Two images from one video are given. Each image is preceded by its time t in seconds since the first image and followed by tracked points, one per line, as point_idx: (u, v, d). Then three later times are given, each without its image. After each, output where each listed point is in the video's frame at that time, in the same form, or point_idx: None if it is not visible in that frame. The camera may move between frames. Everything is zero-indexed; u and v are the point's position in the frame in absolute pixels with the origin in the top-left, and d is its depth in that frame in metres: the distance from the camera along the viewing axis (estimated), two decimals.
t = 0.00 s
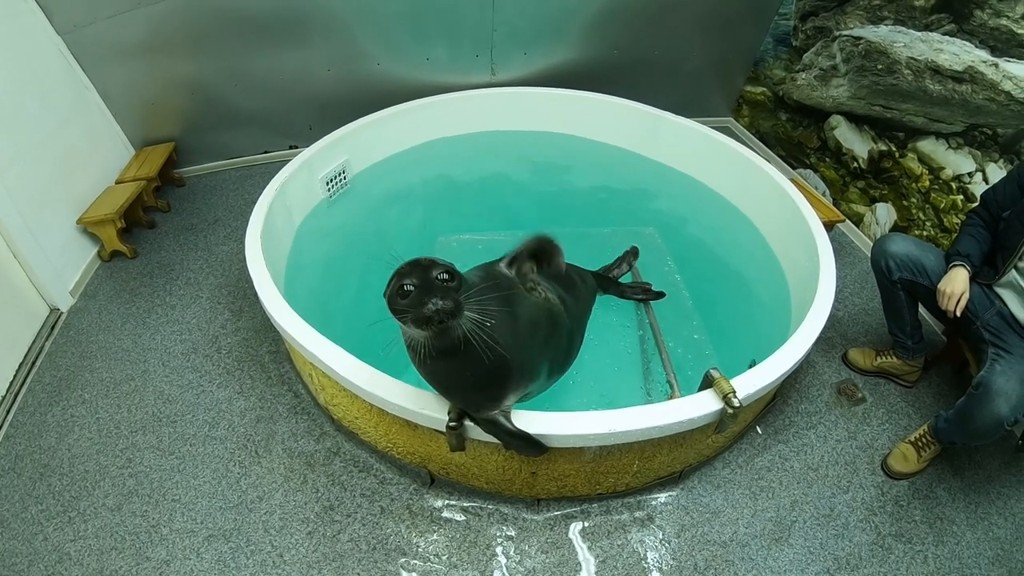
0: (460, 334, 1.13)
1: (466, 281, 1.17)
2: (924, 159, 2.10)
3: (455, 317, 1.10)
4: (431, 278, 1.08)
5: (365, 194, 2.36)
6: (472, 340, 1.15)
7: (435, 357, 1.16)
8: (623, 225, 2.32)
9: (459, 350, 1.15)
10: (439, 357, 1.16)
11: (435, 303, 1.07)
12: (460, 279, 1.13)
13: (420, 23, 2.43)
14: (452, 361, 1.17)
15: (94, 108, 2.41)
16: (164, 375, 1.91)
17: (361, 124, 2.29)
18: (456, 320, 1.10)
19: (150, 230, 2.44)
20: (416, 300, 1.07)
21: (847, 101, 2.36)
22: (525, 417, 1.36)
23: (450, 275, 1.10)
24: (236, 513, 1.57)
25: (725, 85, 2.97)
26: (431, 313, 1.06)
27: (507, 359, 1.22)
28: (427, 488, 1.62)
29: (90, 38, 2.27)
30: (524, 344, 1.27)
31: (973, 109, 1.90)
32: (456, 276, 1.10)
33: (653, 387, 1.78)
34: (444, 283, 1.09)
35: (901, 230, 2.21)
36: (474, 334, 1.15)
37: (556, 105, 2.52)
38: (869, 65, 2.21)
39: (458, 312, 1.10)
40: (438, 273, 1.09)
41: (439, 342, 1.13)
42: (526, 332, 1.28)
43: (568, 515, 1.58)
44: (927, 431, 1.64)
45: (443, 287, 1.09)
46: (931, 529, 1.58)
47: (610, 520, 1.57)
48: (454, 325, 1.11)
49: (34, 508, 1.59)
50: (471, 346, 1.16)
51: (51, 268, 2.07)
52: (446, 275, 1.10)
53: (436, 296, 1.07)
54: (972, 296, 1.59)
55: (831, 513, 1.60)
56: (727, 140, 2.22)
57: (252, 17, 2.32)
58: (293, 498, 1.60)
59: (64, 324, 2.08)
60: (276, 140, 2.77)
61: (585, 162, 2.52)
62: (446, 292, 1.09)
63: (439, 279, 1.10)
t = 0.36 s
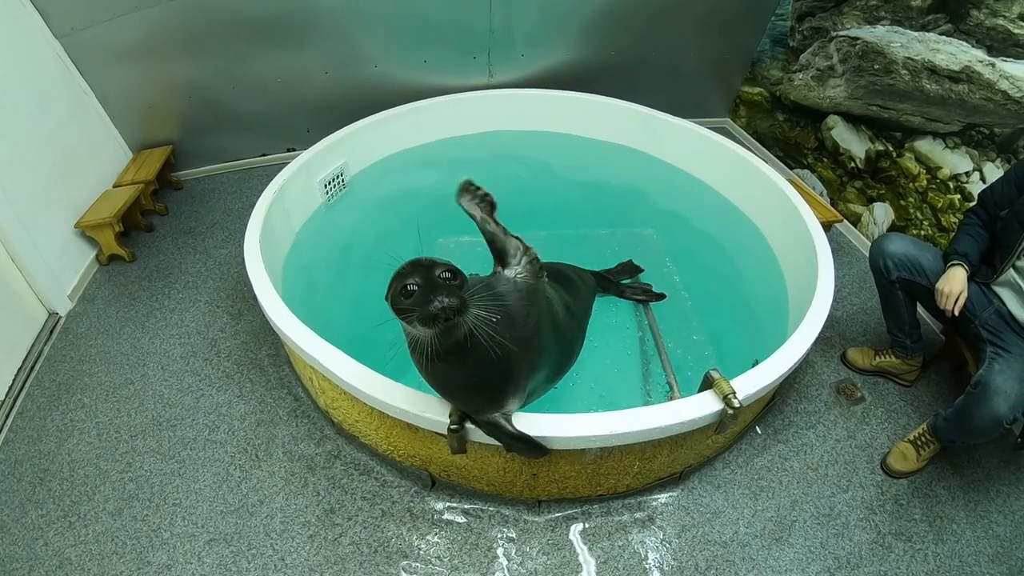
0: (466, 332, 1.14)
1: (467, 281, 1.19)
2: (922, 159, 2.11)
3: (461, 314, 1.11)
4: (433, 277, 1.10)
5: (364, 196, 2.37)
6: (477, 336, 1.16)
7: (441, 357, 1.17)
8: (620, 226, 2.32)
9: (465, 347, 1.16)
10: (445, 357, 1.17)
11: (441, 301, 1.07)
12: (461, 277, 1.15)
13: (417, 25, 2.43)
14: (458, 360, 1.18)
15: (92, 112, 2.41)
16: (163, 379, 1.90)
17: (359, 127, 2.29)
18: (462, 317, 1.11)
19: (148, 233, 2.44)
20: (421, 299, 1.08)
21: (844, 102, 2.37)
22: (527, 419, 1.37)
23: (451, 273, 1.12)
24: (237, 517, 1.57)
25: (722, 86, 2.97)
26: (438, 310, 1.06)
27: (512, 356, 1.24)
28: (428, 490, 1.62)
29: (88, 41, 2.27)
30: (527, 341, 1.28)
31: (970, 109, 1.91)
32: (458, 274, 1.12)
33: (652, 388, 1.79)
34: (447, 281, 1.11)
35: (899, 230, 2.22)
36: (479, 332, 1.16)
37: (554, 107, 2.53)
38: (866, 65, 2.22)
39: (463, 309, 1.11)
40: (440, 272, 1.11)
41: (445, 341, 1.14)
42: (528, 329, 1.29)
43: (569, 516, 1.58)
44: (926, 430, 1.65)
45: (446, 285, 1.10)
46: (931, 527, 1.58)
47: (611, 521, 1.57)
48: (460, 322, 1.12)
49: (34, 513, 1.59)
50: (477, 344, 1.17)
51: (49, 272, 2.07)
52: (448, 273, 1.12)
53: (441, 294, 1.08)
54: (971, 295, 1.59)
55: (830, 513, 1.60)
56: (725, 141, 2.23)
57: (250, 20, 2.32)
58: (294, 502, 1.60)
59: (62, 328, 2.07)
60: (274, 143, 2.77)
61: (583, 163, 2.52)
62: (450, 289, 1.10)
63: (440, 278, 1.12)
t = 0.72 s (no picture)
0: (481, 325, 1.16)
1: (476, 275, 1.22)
2: (921, 157, 2.11)
3: (478, 306, 1.12)
4: (446, 269, 1.14)
5: (363, 197, 2.36)
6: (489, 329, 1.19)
7: (453, 354, 1.18)
8: (619, 226, 2.32)
9: (479, 341, 1.18)
10: (458, 354, 1.18)
11: (458, 292, 1.10)
12: (472, 270, 1.18)
13: (415, 25, 2.43)
14: (472, 355, 1.18)
15: (90, 114, 2.40)
16: (163, 381, 1.90)
17: (358, 128, 2.29)
18: (479, 310, 1.13)
19: (146, 235, 2.43)
20: (436, 290, 1.11)
21: (843, 100, 2.37)
22: (526, 419, 1.36)
23: (462, 266, 1.16)
24: (238, 519, 1.57)
25: (721, 85, 2.97)
26: (456, 302, 1.09)
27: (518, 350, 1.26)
28: (428, 491, 1.62)
29: (85, 43, 2.26)
30: (530, 337, 1.32)
31: (968, 107, 1.91)
32: (469, 266, 1.16)
33: (653, 388, 1.79)
34: (459, 273, 1.15)
35: (898, 228, 2.22)
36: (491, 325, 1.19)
37: (553, 106, 2.52)
38: (864, 63, 2.22)
39: (479, 301, 1.13)
40: (452, 264, 1.15)
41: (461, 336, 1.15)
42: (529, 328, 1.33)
43: (571, 516, 1.58)
44: (927, 428, 1.65)
45: (459, 276, 1.14)
46: (931, 525, 1.58)
47: (612, 520, 1.57)
48: (477, 315, 1.14)
49: (34, 516, 1.58)
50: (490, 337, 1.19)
51: (48, 274, 2.06)
52: (460, 266, 1.16)
53: (457, 286, 1.11)
54: (970, 294, 1.60)
55: (831, 511, 1.60)
56: (724, 140, 2.22)
57: (247, 21, 2.31)
58: (295, 504, 1.59)
59: (61, 331, 2.07)
60: (272, 145, 2.77)
61: (582, 162, 2.52)
62: (464, 280, 1.13)
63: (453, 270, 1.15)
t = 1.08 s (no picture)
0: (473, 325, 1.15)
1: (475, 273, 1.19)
2: (922, 157, 2.11)
3: (470, 308, 1.11)
4: (442, 270, 1.11)
5: (363, 197, 2.36)
6: (485, 329, 1.18)
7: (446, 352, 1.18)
8: (619, 227, 2.32)
9: (471, 342, 1.17)
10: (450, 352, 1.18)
11: (450, 294, 1.08)
12: (470, 270, 1.15)
13: (415, 25, 2.42)
14: (464, 355, 1.18)
15: (88, 114, 2.40)
16: (162, 382, 1.90)
17: (358, 128, 2.29)
18: (470, 311, 1.12)
19: (146, 236, 2.43)
20: (429, 292, 1.09)
21: (843, 100, 2.37)
22: (526, 419, 1.36)
23: (460, 266, 1.13)
24: (237, 520, 1.56)
25: (721, 84, 2.97)
26: (445, 304, 1.07)
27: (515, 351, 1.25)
28: (428, 492, 1.62)
29: (84, 44, 2.26)
30: (529, 337, 1.30)
31: (969, 106, 1.91)
32: (467, 267, 1.13)
33: (653, 388, 1.78)
34: (456, 274, 1.12)
35: (899, 228, 2.22)
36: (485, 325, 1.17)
37: (553, 106, 2.52)
38: (865, 63, 2.22)
39: (472, 302, 1.11)
40: (449, 265, 1.12)
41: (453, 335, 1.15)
42: (529, 329, 1.31)
43: (571, 517, 1.58)
44: (928, 428, 1.64)
45: (455, 277, 1.11)
46: (932, 526, 1.58)
47: (612, 521, 1.57)
48: (468, 316, 1.13)
49: (34, 517, 1.58)
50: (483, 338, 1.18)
51: (48, 275, 2.06)
52: (457, 266, 1.13)
53: (450, 287, 1.09)
54: (971, 294, 1.59)
55: (832, 512, 1.60)
56: (725, 140, 2.22)
57: (246, 21, 2.31)
58: (294, 505, 1.59)
59: (61, 331, 2.07)
60: (272, 145, 2.77)
61: (583, 163, 2.52)
62: (459, 281, 1.11)
63: (450, 271, 1.12)
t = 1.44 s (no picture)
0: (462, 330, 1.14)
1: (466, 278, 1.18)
2: (923, 156, 2.10)
3: (458, 314, 1.10)
4: (432, 276, 1.09)
5: (363, 197, 2.36)
6: (474, 334, 1.17)
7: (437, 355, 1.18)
8: (619, 227, 2.32)
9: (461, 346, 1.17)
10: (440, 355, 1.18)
11: (439, 301, 1.07)
12: (461, 276, 1.14)
13: (415, 25, 2.42)
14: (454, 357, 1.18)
15: (88, 114, 2.40)
16: (162, 383, 1.89)
17: (358, 127, 2.28)
18: (459, 317, 1.11)
19: (146, 236, 2.43)
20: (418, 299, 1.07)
21: (844, 99, 2.36)
22: (526, 418, 1.36)
23: (451, 273, 1.11)
24: (237, 521, 1.56)
25: (722, 84, 2.96)
26: (432, 312, 1.06)
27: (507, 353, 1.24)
28: (428, 492, 1.61)
29: (84, 44, 2.26)
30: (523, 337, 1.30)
31: (970, 106, 1.91)
32: (459, 274, 1.11)
33: (654, 388, 1.78)
34: (446, 281, 1.10)
35: (900, 227, 2.21)
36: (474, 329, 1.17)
37: (554, 106, 2.51)
38: (866, 62, 2.22)
39: (460, 309, 1.10)
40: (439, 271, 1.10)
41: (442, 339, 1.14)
42: (524, 330, 1.30)
43: (572, 517, 1.58)
44: (929, 428, 1.64)
45: (445, 284, 1.09)
46: (934, 526, 1.57)
47: (613, 521, 1.57)
48: (456, 322, 1.12)
49: (34, 518, 1.58)
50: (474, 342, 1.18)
51: (48, 275, 2.06)
52: (448, 273, 1.11)
53: (440, 294, 1.07)
54: (972, 293, 1.59)
55: (833, 512, 1.59)
56: (725, 140, 2.22)
57: (246, 21, 2.31)
58: (294, 505, 1.59)
59: (61, 331, 2.06)
60: (271, 145, 2.76)
61: (583, 162, 2.52)
62: (449, 288, 1.09)
63: (440, 277, 1.11)
